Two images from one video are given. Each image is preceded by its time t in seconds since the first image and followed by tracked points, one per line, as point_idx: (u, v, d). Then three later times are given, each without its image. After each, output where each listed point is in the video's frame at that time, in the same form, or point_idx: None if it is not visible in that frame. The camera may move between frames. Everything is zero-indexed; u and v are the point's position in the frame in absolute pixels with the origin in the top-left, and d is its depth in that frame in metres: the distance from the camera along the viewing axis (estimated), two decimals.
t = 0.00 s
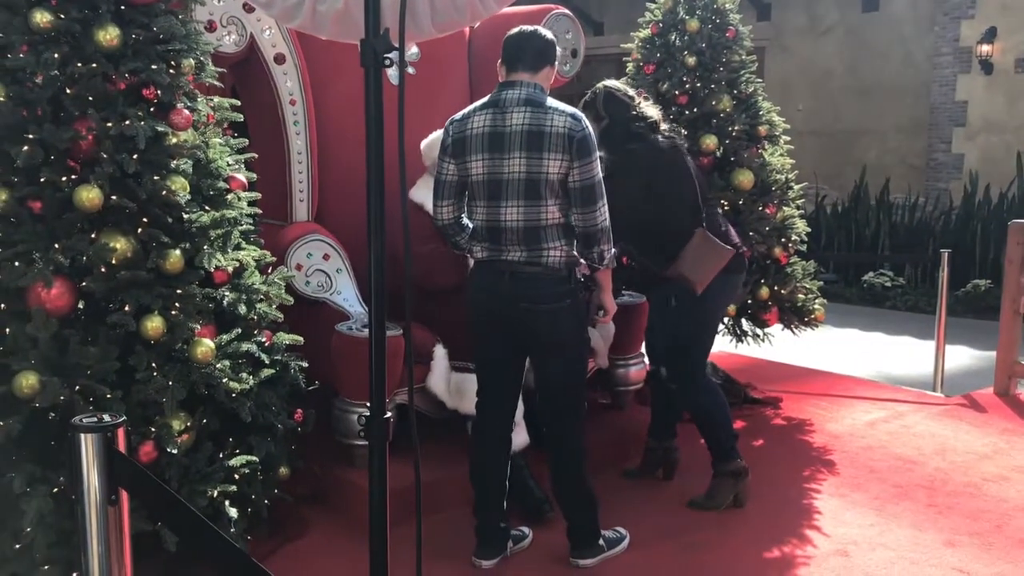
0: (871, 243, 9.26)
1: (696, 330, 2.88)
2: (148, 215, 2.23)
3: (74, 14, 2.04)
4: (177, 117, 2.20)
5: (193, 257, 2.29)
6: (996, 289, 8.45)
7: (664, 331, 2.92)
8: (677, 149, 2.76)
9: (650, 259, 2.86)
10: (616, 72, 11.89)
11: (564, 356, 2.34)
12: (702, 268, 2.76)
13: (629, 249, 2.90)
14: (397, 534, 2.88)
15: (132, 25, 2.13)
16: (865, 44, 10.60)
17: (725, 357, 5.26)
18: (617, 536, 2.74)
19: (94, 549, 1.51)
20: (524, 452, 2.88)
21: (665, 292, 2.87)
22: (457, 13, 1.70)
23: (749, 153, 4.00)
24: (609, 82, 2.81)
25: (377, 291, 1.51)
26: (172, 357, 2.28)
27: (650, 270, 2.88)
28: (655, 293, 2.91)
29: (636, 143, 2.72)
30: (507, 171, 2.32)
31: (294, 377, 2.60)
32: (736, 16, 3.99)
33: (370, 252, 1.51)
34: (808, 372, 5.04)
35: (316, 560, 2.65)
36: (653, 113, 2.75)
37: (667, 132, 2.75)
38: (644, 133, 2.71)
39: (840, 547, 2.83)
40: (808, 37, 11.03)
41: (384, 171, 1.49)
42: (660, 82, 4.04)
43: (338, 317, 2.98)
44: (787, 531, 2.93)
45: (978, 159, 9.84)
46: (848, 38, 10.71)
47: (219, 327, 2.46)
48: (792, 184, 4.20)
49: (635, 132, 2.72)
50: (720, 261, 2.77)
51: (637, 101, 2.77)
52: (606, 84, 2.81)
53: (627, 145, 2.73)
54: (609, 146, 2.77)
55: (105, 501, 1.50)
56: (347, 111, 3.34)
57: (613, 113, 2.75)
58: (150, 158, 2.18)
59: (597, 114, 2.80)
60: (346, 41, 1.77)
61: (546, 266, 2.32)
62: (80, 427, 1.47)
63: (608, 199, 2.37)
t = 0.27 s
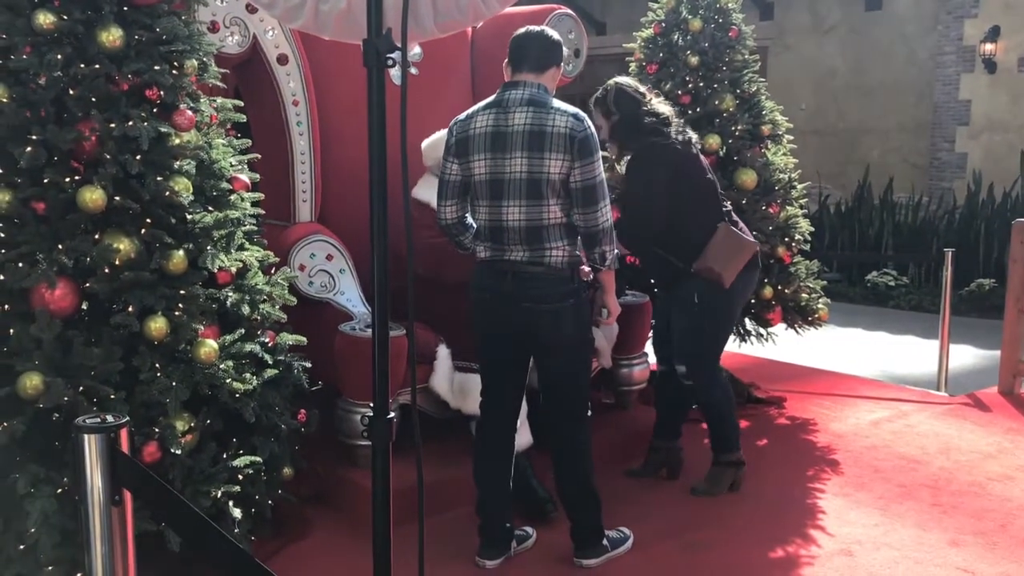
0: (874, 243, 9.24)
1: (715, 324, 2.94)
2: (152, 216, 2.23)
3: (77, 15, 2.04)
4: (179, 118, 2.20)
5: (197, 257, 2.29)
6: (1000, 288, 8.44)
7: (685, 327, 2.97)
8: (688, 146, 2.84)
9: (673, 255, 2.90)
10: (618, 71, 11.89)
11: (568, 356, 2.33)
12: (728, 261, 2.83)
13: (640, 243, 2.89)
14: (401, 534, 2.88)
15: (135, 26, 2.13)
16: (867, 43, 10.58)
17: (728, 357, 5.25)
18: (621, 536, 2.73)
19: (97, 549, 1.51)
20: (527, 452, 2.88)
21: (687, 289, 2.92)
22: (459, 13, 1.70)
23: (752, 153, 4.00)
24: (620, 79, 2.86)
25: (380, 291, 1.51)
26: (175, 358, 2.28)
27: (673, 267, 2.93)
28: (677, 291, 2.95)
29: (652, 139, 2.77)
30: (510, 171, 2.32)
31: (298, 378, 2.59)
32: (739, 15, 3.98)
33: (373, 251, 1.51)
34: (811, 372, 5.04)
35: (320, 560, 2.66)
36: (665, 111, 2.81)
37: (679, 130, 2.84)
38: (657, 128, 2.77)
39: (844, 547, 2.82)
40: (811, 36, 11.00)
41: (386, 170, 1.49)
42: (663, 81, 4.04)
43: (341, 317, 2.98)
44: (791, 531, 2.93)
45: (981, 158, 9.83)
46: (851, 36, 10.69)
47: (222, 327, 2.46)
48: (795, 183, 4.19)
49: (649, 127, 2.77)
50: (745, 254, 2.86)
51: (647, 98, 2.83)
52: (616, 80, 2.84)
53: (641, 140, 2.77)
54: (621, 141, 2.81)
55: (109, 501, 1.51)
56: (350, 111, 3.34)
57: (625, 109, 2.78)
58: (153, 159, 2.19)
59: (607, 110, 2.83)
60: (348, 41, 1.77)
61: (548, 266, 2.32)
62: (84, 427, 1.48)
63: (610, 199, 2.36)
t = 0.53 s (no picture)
0: (875, 245, 9.24)
1: (732, 326, 2.96)
2: (153, 220, 2.23)
3: (77, 20, 2.04)
4: (180, 122, 2.20)
5: (198, 262, 2.29)
6: (1001, 289, 8.45)
7: (699, 330, 2.99)
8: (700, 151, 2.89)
9: (695, 259, 2.95)
10: (618, 74, 11.90)
11: (571, 359, 2.33)
12: (747, 263, 2.85)
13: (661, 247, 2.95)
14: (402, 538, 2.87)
15: (136, 31, 2.13)
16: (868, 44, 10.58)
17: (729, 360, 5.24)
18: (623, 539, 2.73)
19: (98, 554, 1.50)
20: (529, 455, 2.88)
21: (705, 292, 2.96)
22: (458, 17, 1.70)
23: (753, 155, 3.99)
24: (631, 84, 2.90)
25: (381, 295, 1.51)
26: (177, 362, 2.28)
27: (694, 270, 2.98)
28: (695, 294, 2.99)
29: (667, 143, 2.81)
30: (510, 174, 2.31)
31: (299, 382, 2.59)
32: (739, 18, 3.99)
33: (374, 255, 1.51)
34: (813, 374, 5.03)
35: (321, 564, 2.65)
36: (676, 115, 2.84)
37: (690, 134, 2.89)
38: (669, 132, 2.81)
39: (847, 550, 2.82)
40: (811, 38, 11.00)
41: (387, 173, 1.49)
42: (664, 84, 4.04)
43: (343, 321, 2.98)
44: (794, 534, 2.92)
45: (982, 160, 9.84)
46: (851, 38, 10.70)
47: (223, 331, 2.46)
48: (796, 186, 4.19)
49: (662, 132, 2.81)
50: (765, 253, 2.87)
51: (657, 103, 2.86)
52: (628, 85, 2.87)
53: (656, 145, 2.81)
54: (632, 145, 2.85)
55: (109, 507, 1.50)
56: (351, 115, 3.34)
57: (635, 113, 2.82)
58: (154, 163, 2.19)
59: (617, 115, 2.87)
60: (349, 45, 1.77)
61: (548, 270, 2.31)
62: (85, 432, 1.48)
63: (610, 202, 2.35)
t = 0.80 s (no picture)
0: (875, 248, 9.23)
1: (731, 329, 2.96)
2: (152, 225, 2.23)
3: (75, 25, 2.04)
4: (179, 127, 2.20)
5: (197, 266, 2.29)
6: (1001, 291, 8.44)
7: (698, 332, 2.98)
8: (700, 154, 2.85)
9: (695, 263, 2.95)
10: (618, 78, 11.90)
11: (570, 362, 2.33)
12: (748, 266, 2.86)
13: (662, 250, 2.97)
14: (402, 543, 2.86)
15: (134, 36, 2.13)
16: (867, 47, 10.59)
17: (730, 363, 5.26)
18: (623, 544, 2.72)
19: (96, 560, 1.50)
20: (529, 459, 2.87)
21: (704, 296, 2.96)
22: (456, 21, 1.70)
23: (752, 158, 4.00)
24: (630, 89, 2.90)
25: (380, 300, 1.51)
26: (176, 367, 2.28)
27: (695, 274, 2.98)
28: (694, 297, 2.98)
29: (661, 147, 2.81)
30: (509, 178, 2.31)
31: (298, 387, 2.59)
32: (737, 21, 4.00)
33: (372, 260, 1.51)
34: (813, 377, 5.03)
35: (320, 569, 2.64)
36: (674, 119, 2.84)
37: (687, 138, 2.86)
38: (666, 136, 2.81)
39: (847, 553, 2.81)
40: (810, 41, 11.01)
41: (386, 177, 1.49)
42: (662, 87, 4.04)
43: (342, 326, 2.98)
44: (794, 537, 2.92)
45: (981, 162, 9.86)
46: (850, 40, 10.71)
47: (222, 336, 2.46)
48: (795, 188, 4.19)
49: (658, 136, 2.81)
50: (767, 256, 2.88)
51: (654, 108, 2.86)
52: (623, 92, 2.89)
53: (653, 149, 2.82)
54: (630, 150, 2.86)
55: (107, 513, 1.50)
56: (350, 119, 3.34)
57: (631, 118, 2.83)
58: (153, 168, 2.18)
59: (614, 119, 2.89)
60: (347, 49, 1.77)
61: (548, 273, 2.31)
62: (84, 438, 1.47)
63: (610, 205, 2.35)
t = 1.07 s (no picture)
0: (874, 250, 9.24)
1: (736, 332, 2.97)
2: (150, 230, 2.23)
3: (74, 30, 2.05)
4: (178, 131, 2.20)
5: (195, 270, 2.28)
6: (1000, 293, 8.45)
7: (701, 336, 2.98)
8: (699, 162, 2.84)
9: (701, 270, 2.98)
10: (617, 81, 11.90)
11: (569, 365, 2.33)
12: (756, 267, 2.90)
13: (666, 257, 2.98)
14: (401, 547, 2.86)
15: (133, 40, 2.13)
16: (866, 49, 10.60)
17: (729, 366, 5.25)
18: (623, 548, 2.71)
19: (95, 566, 1.50)
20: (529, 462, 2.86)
21: (711, 301, 2.96)
22: (454, 25, 1.70)
23: (751, 161, 4.00)
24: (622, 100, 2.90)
25: (378, 305, 1.51)
26: (175, 371, 2.28)
27: (700, 280, 3.00)
28: (700, 302, 2.98)
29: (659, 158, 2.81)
30: (507, 181, 2.31)
31: (297, 391, 2.59)
32: (735, 24, 4.00)
33: (370, 264, 1.50)
34: (812, 379, 5.03)
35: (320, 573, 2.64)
36: (671, 127, 2.84)
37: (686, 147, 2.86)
38: (664, 146, 2.81)
39: (847, 555, 2.81)
40: (808, 43, 11.02)
41: (384, 181, 1.49)
42: (661, 90, 4.04)
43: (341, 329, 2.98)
44: (794, 540, 2.91)
45: (980, 163, 9.87)
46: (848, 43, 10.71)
47: (221, 340, 2.46)
48: (794, 191, 4.19)
49: (656, 147, 2.81)
50: (773, 259, 2.92)
51: (652, 117, 2.85)
52: (619, 103, 2.88)
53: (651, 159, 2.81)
54: (628, 160, 2.85)
55: (106, 518, 1.49)
56: (349, 123, 3.34)
57: (628, 129, 2.81)
58: (151, 172, 2.18)
59: (612, 129, 2.87)
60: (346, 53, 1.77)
61: (547, 277, 2.31)
62: (81, 444, 1.47)
63: (608, 208, 2.35)
